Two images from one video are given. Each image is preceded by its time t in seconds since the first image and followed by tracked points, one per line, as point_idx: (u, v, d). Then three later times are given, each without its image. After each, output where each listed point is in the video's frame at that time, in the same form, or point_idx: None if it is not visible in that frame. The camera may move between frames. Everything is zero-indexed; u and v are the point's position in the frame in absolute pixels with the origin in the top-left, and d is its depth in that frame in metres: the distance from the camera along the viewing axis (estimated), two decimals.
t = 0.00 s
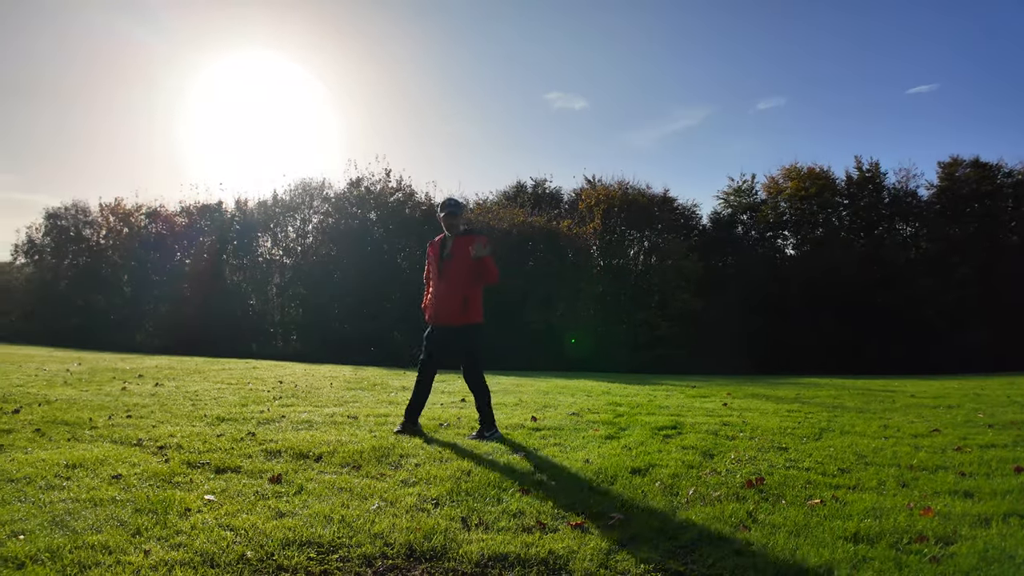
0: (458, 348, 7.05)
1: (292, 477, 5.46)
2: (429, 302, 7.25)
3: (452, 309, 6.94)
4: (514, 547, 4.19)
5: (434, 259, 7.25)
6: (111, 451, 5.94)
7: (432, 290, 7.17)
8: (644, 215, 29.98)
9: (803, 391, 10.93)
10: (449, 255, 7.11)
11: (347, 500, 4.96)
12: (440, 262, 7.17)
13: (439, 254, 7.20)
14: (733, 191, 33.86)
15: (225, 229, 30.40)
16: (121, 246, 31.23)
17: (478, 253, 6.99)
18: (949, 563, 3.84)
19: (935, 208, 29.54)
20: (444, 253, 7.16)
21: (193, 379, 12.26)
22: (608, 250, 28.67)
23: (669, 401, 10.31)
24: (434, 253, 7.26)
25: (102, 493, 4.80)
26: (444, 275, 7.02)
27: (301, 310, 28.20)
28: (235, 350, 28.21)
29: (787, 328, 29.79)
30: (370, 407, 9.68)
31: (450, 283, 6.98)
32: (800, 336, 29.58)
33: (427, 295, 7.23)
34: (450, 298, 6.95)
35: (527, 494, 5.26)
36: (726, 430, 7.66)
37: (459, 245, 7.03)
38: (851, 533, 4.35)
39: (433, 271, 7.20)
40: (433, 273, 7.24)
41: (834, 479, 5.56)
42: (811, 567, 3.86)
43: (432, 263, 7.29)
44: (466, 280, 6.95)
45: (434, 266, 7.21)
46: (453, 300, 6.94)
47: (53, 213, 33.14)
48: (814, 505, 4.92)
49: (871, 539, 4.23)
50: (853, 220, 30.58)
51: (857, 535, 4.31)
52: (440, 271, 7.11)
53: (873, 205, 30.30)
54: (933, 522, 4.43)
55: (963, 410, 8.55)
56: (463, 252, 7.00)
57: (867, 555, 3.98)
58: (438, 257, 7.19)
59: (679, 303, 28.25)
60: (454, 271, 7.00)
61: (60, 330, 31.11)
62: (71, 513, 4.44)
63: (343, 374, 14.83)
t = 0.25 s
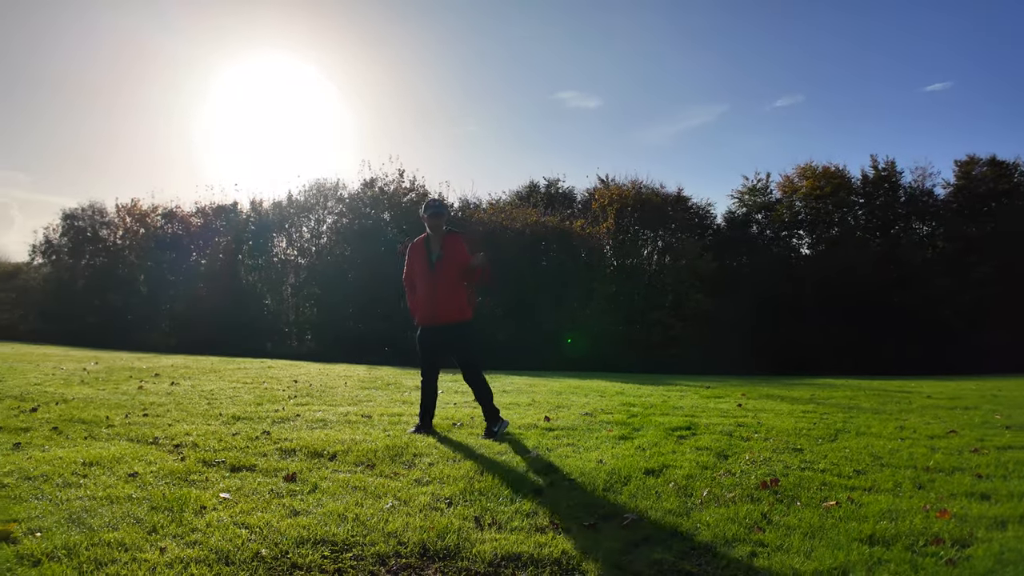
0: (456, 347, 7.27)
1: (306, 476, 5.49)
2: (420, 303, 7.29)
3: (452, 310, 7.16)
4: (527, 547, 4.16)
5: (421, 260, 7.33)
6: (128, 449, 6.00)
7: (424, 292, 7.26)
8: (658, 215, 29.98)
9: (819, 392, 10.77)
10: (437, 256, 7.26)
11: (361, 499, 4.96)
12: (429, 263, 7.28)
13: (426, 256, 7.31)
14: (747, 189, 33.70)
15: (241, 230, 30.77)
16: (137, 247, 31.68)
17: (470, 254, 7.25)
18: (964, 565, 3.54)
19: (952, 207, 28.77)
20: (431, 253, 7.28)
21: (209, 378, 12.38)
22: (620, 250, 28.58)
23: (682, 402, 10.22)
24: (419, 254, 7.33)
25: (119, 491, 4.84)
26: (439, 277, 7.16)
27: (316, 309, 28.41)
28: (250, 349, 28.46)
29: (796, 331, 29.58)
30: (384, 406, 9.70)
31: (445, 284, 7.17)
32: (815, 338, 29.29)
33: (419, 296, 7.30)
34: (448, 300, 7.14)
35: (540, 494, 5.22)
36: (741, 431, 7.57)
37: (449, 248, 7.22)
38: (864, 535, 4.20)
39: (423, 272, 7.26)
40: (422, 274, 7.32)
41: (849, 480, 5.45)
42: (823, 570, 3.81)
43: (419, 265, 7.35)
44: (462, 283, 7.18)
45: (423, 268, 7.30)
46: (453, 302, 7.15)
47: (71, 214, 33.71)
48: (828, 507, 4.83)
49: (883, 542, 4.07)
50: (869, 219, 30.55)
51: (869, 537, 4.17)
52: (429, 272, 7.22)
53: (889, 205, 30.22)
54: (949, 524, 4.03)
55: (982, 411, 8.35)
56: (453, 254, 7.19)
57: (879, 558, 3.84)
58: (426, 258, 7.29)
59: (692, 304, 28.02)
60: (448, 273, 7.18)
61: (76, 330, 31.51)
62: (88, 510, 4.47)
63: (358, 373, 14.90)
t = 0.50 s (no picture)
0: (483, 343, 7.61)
1: (349, 474, 5.52)
2: (445, 304, 7.54)
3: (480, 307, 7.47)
4: (566, 550, 4.10)
5: (443, 260, 7.52)
6: (177, 446, 6.12)
7: (450, 291, 7.47)
8: (700, 214, 29.50)
9: (868, 396, 10.33)
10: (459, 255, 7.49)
11: (402, 498, 4.95)
12: (453, 263, 7.49)
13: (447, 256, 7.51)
14: (791, 189, 32.69)
15: (286, 233, 31.63)
16: (187, 250, 32.85)
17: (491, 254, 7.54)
18: None
19: (1002, 206, 28.65)
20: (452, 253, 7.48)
21: (254, 377, 12.69)
22: (661, 252, 28.14)
23: (725, 406, 9.94)
24: (441, 254, 7.52)
25: (167, 486, 4.82)
26: (465, 277, 7.42)
27: (359, 310, 28.87)
28: (295, 349, 29.12)
29: (843, 335, 28.14)
30: (425, 406, 9.75)
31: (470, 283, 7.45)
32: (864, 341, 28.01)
33: (444, 295, 7.50)
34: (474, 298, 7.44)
35: (580, 497, 5.12)
36: (786, 436, 7.29)
37: (472, 247, 7.46)
38: (909, 543, 4.04)
39: (447, 271, 7.45)
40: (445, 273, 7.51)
41: (896, 487, 5.17)
42: None
43: (440, 265, 7.52)
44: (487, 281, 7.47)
45: (446, 267, 7.51)
46: (481, 300, 7.47)
47: (121, 218, 35.45)
48: (875, 514, 4.59)
49: (931, 550, 3.92)
50: (917, 218, 29.53)
51: (916, 546, 4.00)
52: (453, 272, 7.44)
53: (938, 203, 29.29)
54: (998, 533, 4.04)
55: None
56: (476, 253, 7.44)
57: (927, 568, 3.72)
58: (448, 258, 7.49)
59: (736, 305, 27.13)
60: (474, 272, 7.43)
61: (128, 329, 32.67)
62: (137, 504, 4.43)
63: (399, 373, 15.05)
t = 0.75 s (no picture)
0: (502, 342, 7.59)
1: (375, 472, 5.55)
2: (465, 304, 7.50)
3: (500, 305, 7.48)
4: (592, 551, 4.05)
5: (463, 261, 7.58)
6: (206, 444, 6.22)
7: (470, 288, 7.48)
8: (728, 213, 28.91)
9: (900, 398, 10.01)
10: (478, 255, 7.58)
11: (427, 496, 4.96)
12: (473, 262, 7.55)
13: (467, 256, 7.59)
14: (820, 188, 32.05)
15: (314, 234, 32.20)
16: (217, 251, 33.58)
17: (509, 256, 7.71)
18: None
19: None
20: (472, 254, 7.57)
21: (282, 376, 12.88)
22: (688, 251, 27.96)
23: (752, 407, 9.76)
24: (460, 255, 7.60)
25: (196, 483, 4.88)
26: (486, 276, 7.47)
27: (385, 310, 29.14)
28: (322, 348, 29.50)
29: (874, 336, 27.48)
30: (450, 405, 9.77)
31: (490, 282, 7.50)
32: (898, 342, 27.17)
33: (464, 294, 7.50)
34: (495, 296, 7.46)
35: (605, 498, 5.05)
36: (815, 438, 7.11)
37: (492, 247, 7.59)
38: (935, 550, 3.81)
39: (468, 271, 7.50)
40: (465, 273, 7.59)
41: (927, 491, 4.87)
42: None
43: (460, 265, 7.58)
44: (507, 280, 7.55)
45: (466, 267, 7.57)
46: (502, 298, 7.49)
47: (153, 219, 36.33)
48: (904, 518, 4.40)
49: (959, 556, 3.69)
50: (948, 216, 28.61)
51: (943, 552, 3.77)
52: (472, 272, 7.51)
53: (970, 200, 28.36)
54: None
55: None
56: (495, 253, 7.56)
57: None
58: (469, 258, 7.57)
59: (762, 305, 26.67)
60: (494, 271, 7.52)
61: (159, 328, 33.35)
62: (167, 500, 4.49)
63: (425, 373, 15.12)
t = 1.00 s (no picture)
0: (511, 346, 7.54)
1: (391, 471, 5.56)
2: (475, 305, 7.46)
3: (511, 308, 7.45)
4: (607, 552, 4.01)
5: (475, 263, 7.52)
6: (224, 442, 6.27)
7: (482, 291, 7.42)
8: (745, 212, 28.52)
9: (920, 400, 9.78)
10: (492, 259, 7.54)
11: (443, 495, 4.96)
12: (486, 265, 7.50)
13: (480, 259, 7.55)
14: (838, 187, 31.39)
15: (330, 234, 32.50)
16: (235, 251, 33.96)
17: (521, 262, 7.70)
18: None
19: None
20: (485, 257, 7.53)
21: (299, 375, 12.98)
22: (704, 251, 27.58)
23: (770, 408, 9.64)
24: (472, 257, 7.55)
25: (214, 481, 4.93)
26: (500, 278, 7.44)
27: (401, 310, 29.26)
28: (339, 348, 29.69)
29: (890, 336, 27.33)
30: (465, 405, 9.75)
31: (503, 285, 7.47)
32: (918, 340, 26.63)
33: (476, 296, 7.44)
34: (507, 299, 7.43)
35: (621, 498, 5.01)
36: (833, 439, 6.99)
37: (505, 251, 7.57)
38: (956, 552, 3.72)
39: (481, 273, 7.44)
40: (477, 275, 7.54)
41: (945, 491, 4.75)
42: None
43: (473, 267, 7.52)
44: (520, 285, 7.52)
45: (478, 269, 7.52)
46: (512, 302, 7.50)
47: (172, 220, 36.84)
48: (923, 521, 4.31)
49: (979, 559, 3.62)
50: (969, 216, 27.50)
51: (965, 555, 3.68)
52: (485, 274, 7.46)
53: (990, 201, 27.16)
54: None
55: None
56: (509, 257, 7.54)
57: None
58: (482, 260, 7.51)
59: (781, 303, 26.43)
60: (507, 275, 7.51)
61: (178, 327, 33.74)
62: (185, 498, 4.54)
63: (440, 372, 15.13)
